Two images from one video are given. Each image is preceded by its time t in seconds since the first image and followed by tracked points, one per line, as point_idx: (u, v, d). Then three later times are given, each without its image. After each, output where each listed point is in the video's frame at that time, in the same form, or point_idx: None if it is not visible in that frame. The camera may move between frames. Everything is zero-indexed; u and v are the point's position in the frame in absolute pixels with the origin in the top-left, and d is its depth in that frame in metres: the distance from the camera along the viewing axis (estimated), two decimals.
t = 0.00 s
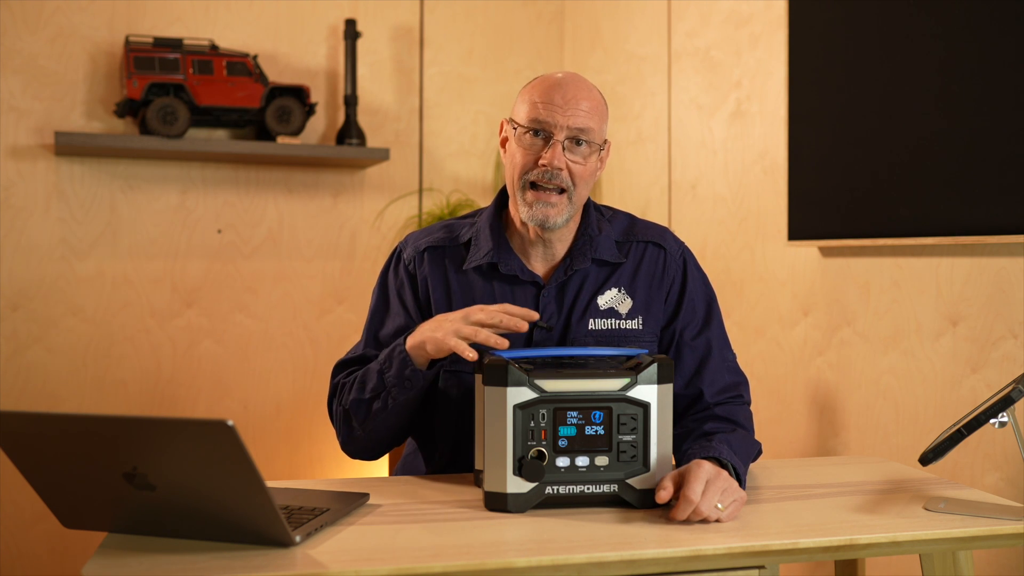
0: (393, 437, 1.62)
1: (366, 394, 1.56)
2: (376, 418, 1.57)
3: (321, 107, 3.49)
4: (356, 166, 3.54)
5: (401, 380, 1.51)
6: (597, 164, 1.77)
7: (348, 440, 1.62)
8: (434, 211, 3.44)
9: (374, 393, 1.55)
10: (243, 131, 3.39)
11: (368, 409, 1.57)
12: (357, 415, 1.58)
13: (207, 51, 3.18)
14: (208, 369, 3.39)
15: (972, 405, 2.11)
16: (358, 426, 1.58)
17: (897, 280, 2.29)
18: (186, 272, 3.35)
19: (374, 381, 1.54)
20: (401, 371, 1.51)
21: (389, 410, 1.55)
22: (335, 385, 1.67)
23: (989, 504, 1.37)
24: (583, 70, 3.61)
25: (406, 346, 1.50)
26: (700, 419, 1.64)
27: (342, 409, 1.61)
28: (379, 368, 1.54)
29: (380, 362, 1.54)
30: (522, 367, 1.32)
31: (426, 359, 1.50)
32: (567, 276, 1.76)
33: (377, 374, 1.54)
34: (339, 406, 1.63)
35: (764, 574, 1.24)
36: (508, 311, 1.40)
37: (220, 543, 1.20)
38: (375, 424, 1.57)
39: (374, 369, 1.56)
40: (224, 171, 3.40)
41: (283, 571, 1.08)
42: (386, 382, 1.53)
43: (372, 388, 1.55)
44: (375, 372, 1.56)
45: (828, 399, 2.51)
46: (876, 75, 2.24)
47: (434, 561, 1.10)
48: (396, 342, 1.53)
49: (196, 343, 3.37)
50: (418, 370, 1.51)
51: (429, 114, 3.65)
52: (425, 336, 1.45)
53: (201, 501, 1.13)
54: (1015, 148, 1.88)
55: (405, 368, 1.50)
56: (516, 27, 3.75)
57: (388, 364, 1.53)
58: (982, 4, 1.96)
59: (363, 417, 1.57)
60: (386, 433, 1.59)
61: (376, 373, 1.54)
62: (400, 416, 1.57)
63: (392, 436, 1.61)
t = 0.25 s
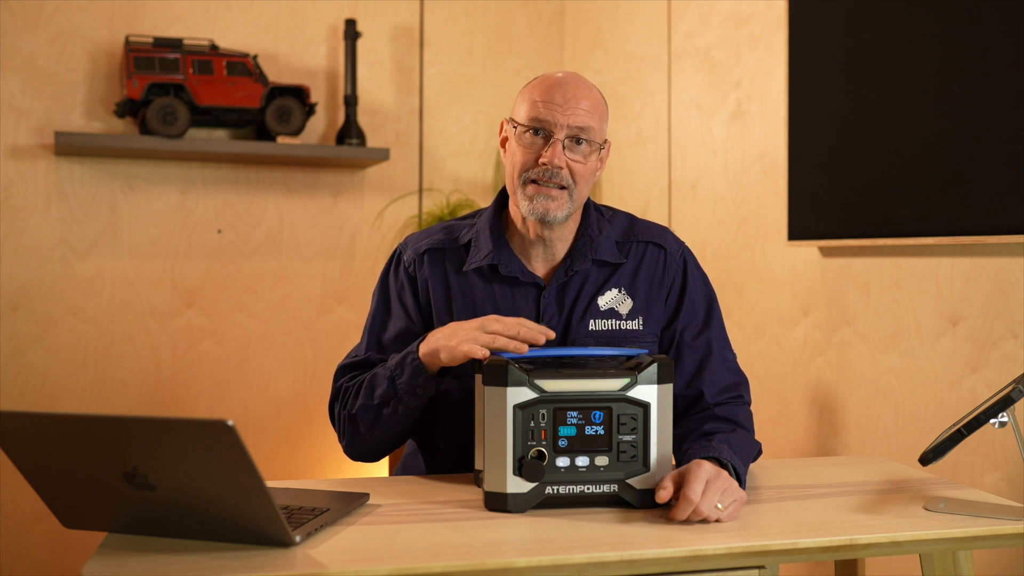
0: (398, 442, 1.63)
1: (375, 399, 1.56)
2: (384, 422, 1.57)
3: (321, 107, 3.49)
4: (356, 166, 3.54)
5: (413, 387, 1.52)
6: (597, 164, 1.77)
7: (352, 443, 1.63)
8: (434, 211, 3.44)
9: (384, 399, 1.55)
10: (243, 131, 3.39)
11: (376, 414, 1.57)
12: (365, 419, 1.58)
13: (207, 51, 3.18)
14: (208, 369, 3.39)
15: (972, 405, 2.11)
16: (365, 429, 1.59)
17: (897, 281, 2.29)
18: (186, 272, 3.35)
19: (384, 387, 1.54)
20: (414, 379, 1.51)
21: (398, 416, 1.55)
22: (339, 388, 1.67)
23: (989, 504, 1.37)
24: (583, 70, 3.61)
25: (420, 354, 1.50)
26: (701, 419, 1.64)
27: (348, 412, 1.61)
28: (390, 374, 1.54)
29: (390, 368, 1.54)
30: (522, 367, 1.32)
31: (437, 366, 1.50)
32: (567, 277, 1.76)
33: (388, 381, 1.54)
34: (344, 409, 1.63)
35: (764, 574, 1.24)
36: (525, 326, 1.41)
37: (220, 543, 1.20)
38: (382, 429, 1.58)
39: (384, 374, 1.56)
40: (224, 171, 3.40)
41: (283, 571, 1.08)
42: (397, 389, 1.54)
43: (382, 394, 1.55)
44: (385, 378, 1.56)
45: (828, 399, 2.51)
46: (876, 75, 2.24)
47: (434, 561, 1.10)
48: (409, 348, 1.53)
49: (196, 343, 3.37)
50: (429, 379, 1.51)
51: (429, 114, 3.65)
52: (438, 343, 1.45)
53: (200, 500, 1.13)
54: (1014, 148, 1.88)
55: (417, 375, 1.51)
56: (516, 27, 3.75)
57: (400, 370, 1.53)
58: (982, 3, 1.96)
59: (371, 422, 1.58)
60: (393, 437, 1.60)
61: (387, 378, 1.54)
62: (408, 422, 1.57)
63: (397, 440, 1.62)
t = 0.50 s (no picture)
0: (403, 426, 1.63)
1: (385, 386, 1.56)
2: (391, 407, 1.57)
3: (321, 107, 3.49)
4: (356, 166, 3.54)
5: (425, 377, 1.50)
6: (593, 167, 1.76)
7: (352, 426, 1.64)
8: (434, 211, 3.44)
9: (394, 386, 1.55)
10: (243, 131, 3.39)
11: (384, 400, 1.57)
12: (371, 405, 1.58)
13: (207, 51, 3.18)
14: (208, 369, 3.39)
15: (972, 405, 2.11)
16: (371, 414, 1.59)
17: (897, 280, 2.29)
18: (186, 272, 3.35)
19: (395, 374, 1.53)
20: (427, 369, 1.49)
21: (407, 403, 1.55)
22: (345, 370, 1.67)
23: (989, 504, 1.37)
24: (584, 70, 3.61)
25: (437, 344, 1.47)
26: (706, 420, 1.64)
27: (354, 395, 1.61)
28: (402, 362, 1.52)
29: (404, 356, 1.53)
30: (523, 367, 1.32)
31: (455, 358, 1.48)
32: (571, 273, 1.77)
33: (401, 369, 1.53)
34: (350, 393, 1.63)
35: (764, 574, 1.24)
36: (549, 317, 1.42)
37: (220, 543, 1.20)
38: (389, 414, 1.58)
39: (395, 361, 1.55)
40: (224, 171, 3.40)
41: (283, 571, 1.08)
42: (409, 376, 1.53)
43: (392, 380, 1.55)
44: (395, 365, 1.55)
45: (828, 399, 2.51)
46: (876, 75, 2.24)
47: (434, 561, 1.10)
48: (424, 337, 1.50)
49: (196, 343, 3.37)
50: (446, 370, 1.49)
51: (429, 114, 3.65)
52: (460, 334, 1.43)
53: (200, 500, 1.13)
54: (1015, 148, 1.88)
55: (433, 366, 1.49)
56: (516, 27, 3.75)
57: (414, 359, 1.52)
58: (982, 3, 1.96)
59: (378, 406, 1.58)
60: (398, 422, 1.60)
61: (398, 365, 1.53)
62: (417, 407, 1.57)
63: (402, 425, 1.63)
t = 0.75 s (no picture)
0: (397, 408, 1.62)
1: (379, 361, 1.55)
2: (386, 386, 1.56)
3: (321, 107, 3.49)
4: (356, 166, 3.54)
5: (419, 347, 1.50)
6: (597, 174, 1.77)
7: (346, 411, 1.62)
8: (434, 210, 3.44)
9: (388, 360, 1.54)
10: (243, 131, 3.39)
11: (378, 377, 1.56)
12: (365, 383, 1.57)
13: (207, 51, 3.18)
14: (208, 369, 3.39)
15: (972, 405, 2.11)
16: (365, 393, 1.58)
17: (897, 280, 2.29)
18: (186, 272, 3.35)
19: (390, 349, 1.53)
20: (421, 338, 1.49)
21: (401, 378, 1.54)
22: (342, 354, 1.67)
23: (989, 504, 1.37)
24: (584, 70, 3.61)
25: (432, 311, 1.48)
26: (705, 420, 1.64)
27: (349, 378, 1.60)
28: (396, 336, 1.52)
29: (398, 329, 1.53)
30: (522, 367, 1.32)
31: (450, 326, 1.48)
32: (569, 274, 1.77)
33: (394, 341, 1.53)
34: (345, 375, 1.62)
35: (764, 574, 1.24)
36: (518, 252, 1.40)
37: (220, 543, 1.19)
38: (383, 393, 1.57)
39: (389, 337, 1.55)
40: (224, 171, 3.40)
41: (283, 571, 1.08)
42: (403, 349, 1.52)
43: (387, 355, 1.54)
44: (390, 341, 1.55)
45: (828, 399, 2.51)
46: (876, 75, 2.24)
47: (434, 561, 1.10)
48: (418, 308, 1.51)
49: (196, 343, 3.37)
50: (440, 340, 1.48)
51: (429, 114, 3.65)
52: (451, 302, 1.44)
53: (200, 500, 1.13)
54: (1015, 148, 1.89)
55: (427, 335, 1.49)
56: (516, 27, 3.75)
57: (407, 331, 1.51)
58: (982, 3, 1.96)
59: (372, 385, 1.57)
60: (392, 402, 1.58)
61: (393, 340, 1.53)
62: (411, 385, 1.56)
63: (396, 407, 1.61)
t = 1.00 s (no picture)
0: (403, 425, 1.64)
1: (387, 383, 1.56)
2: (393, 406, 1.58)
3: (321, 107, 3.49)
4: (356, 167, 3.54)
5: (430, 372, 1.51)
6: (602, 163, 1.77)
7: (353, 426, 1.64)
8: (434, 211, 3.44)
9: (397, 383, 1.55)
10: (243, 131, 3.39)
11: (386, 398, 1.58)
12: (372, 403, 1.58)
13: (208, 51, 3.17)
14: (208, 369, 3.39)
15: (972, 405, 2.11)
16: (373, 412, 1.59)
17: (897, 280, 2.29)
18: (186, 272, 3.35)
19: (399, 371, 1.54)
20: (432, 364, 1.50)
21: (409, 400, 1.56)
22: (348, 369, 1.67)
23: (989, 504, 1.37)
24: (583, 70, 3.61)
25: (442, 338, 1.48)
26: (706, 420, 1.63)
27: (356, 394, 1.62)
28: (406, 359, 1.53)
29: (407, 353, 1.53)
30: (523, 367, 1.32)
31: (460, 353, 1.49)
32: (573, 273, 1.77)
33: (404, 365, 1.53)
34: (351, 392, 1.63)
35: (764, 574, 1.24)
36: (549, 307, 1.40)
37: (220, 543, 1.19)
38: (390, 413, 1.58)
39: (398, 359, 1.56)
40: (224, 171, 3.40)
41: (283, 571, 1.08)
42: (413, 373, 1.53)
43: (396, 377, 1.55)
44: (399, 362, 1.55)
45: (828, 399, 2.51)
46: (876, 75, 2.24)
47: (434, 561, 1.10)
48: (429, 333, 1.51)
49: (196, 343, 3.37)
50: (449, 364, 1.49)
51: (429, 114, 3.65)
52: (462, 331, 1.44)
53: (200, 500, 1.13)
54: (1015, 149, 1.88)
55: (438, 361, 1.49)
56: (516, 27, 3.75)
57: (417, 355, 1.52)
58: (982, 3, 1.96)
59: (380, 405, 1.58)
60: (399, 421, 1.60)
61: (402, 363, 1.54)
62: (418, 405, 1.58)
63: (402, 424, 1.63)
